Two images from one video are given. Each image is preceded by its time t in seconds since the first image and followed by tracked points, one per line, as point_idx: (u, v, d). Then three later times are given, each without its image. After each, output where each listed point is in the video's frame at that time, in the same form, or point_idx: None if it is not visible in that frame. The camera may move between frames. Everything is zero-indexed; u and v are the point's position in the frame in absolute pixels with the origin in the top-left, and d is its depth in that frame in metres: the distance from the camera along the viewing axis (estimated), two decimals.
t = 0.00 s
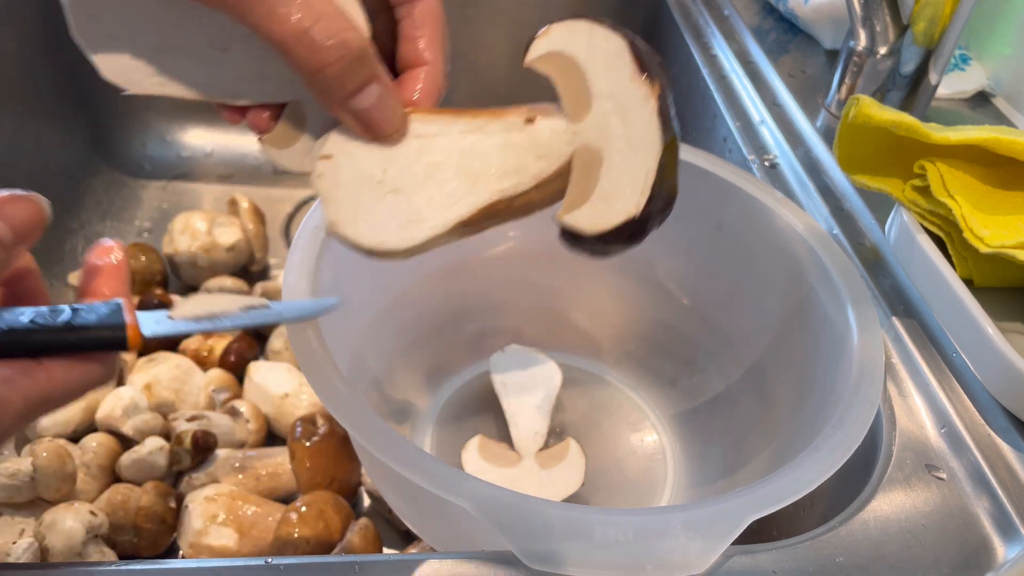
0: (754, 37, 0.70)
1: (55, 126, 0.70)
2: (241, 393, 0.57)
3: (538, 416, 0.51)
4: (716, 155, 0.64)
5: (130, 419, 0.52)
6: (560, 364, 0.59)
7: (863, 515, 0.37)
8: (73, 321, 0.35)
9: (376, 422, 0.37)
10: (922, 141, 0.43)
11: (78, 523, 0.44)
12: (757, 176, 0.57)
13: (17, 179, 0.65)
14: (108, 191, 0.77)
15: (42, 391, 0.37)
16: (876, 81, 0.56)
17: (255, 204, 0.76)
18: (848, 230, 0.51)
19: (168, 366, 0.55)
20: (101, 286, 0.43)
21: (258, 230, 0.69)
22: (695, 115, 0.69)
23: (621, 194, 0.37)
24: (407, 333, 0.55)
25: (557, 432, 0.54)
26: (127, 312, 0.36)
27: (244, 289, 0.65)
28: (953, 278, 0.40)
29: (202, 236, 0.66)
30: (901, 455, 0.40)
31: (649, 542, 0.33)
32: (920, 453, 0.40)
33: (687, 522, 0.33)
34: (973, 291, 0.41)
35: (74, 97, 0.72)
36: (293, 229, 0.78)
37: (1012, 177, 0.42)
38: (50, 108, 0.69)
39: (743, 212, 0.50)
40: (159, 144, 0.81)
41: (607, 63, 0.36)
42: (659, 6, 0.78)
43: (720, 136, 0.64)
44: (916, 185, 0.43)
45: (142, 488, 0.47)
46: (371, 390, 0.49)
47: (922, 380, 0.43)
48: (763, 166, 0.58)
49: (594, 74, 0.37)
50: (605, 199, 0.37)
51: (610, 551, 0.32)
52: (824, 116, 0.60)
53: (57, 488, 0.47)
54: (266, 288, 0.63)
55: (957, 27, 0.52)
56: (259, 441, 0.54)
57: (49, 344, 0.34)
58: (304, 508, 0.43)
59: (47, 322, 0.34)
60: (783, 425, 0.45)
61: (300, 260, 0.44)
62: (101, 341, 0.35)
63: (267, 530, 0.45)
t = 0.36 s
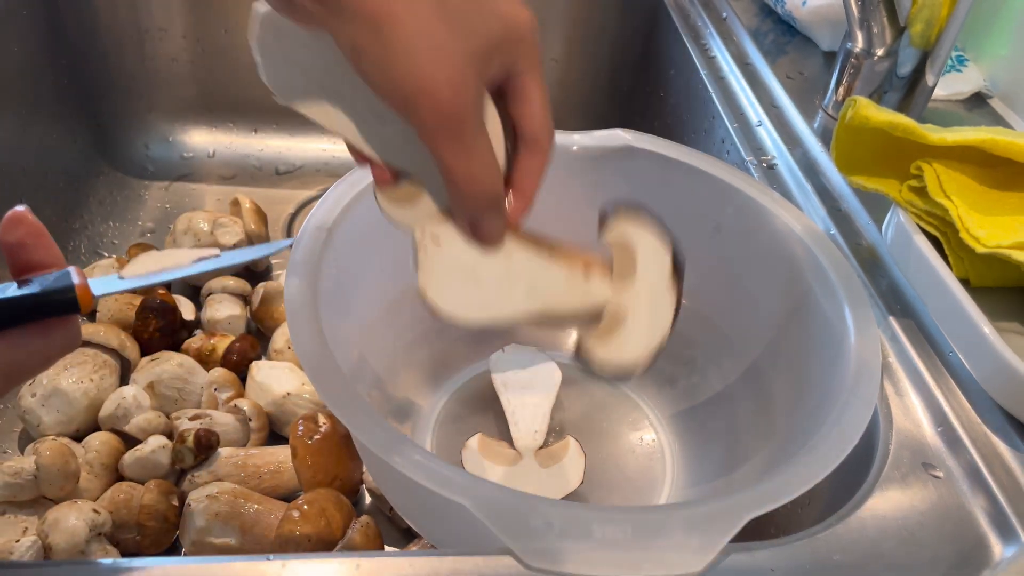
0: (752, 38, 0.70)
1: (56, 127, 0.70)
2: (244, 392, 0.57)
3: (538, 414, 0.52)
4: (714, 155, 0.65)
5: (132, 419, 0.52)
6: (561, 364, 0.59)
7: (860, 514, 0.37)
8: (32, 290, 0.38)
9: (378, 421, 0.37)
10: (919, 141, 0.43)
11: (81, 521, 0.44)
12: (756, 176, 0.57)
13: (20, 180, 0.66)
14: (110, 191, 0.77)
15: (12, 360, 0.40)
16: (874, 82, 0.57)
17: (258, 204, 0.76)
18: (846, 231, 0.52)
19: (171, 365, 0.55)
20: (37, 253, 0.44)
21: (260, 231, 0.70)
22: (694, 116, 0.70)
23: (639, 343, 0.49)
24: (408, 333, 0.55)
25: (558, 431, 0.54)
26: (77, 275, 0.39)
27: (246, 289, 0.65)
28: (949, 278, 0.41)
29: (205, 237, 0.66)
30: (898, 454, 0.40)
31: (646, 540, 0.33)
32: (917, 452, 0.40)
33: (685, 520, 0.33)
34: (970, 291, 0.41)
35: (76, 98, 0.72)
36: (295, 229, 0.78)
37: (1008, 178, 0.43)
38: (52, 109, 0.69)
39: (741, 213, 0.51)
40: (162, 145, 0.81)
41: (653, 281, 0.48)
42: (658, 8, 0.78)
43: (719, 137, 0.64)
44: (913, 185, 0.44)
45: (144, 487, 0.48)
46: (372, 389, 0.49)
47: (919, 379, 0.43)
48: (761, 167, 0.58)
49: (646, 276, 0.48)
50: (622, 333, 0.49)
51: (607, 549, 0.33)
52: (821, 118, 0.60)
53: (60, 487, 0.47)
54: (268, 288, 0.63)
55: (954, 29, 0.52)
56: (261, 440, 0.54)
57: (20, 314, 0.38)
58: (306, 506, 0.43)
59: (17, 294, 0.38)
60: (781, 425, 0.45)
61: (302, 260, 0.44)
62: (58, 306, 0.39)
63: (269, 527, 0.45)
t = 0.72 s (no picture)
0: (752, 38, 0.70)
1: (56, 126, 0.70)
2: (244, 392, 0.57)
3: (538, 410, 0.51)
4: (715, 155, 0.65)
5: (132, 420, 0.52)
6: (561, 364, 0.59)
7: (860, 514, 0.37)
8: (57, 316, 0.36)
9: (377, 421, 0.37)
10: (919, 141, 0.43)
11: (80, 522, 0.44)
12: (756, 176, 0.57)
13: (20, 179, 0.66)
14: (110, 191, 0.77)
15: (34, 387, 0.38)
16: (874, 82, 0.57)
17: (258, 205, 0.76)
18: (846, 230, 0.52)
19: (171, 365, 0.55)
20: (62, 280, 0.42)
21: (260, 231, 0.70)
22: (694, 116, 0.70)
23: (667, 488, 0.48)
24: (408, 333, 0.55)
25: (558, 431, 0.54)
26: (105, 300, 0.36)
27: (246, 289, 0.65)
28: (950, 278, 0.40)
29: (204, 237, 0.66)
30: (898, 454, 0.40)
31: (645, 541, 0.33)
32: (917, 452, 0.40)
33: (683, 521, 0.33)
34: (970, 290, 0.41)
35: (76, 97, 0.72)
36: (295, 229, 0.78)
37: (1008, 177, 0.43)
38: (52, 108, 0.69)
39: (741, 214, 0.51)
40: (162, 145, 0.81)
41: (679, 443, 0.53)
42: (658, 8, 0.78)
43: (719, 137, 0.64)
44: (913, 185, 0.44)
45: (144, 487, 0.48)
46: (372, 389, 0.49)
47: (919, 379, 0.43)
48: (762, 167, 0.58)
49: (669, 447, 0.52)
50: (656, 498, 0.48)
51: (607, 550, 0.33)
52: (821, 117, 0.60)
53: (60, 487, 0.47)
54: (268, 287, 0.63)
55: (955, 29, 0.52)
56: (261, 440, 0.54)
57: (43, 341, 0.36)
58: (306, 506, 0.43)
59: (40, 320, 0.36)
60: (781, 425, 0.45)
61: (302, 261, 0.44)
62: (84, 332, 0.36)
63: (269, 528, 0.45)
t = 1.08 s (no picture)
0: (752, 38, 0.70)
1: (57, 127, 0.70)
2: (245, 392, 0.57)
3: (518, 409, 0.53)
4: (714, 155, 0.65)
5: (132, 420, 0.52)
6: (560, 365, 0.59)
7: (860, 514, 0.37)
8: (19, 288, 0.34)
9: (378, 421, 0.37)
10: (919, 141, 0.43)
11: (81, 522, 0.44)
12: (756, 176, 0.57)
13: (20, 179, 0.66)
14: (110, 191, 0.77)
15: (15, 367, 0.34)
16: (874, 82, 0.57)
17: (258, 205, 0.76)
18: (846, 231, 0.52)
19: (171, 365, 0.55)
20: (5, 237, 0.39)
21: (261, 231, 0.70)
22: (694, 116, 0.70)
23: (644, 440, 0.50)
24: (408, 334, 0.55)
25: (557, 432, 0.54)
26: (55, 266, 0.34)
27: (246, 289, 0.65)
28: (950, 278, 0.40)
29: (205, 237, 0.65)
30: (898, 454, 0.40)
31: (643, 541, 0.33)
32: (917, 452, 0.40)
33: (680, 521, 0.33)
34: (970, 290, 0.41)
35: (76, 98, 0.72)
36: (296, 229, 0.78)
37: (1008, 177, 0.43)
38: (53, 109, 0.69)
39: (741, 214, 0.51)
40: (162, 145, 0.81)
41: (595, 396, 0.53)
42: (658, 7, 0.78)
43: (719, 137, 0.64)
44: (913, 185, 0.44)
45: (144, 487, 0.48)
46: (372, 389, 0.49)
47: (919, 379, 0.43)
48: (762, 167, 0.58)
49: (600, 409, 0.52)
50: (644, 454, 0.49)
51: (605, 551, 0.33)
52: (821, 118, 0.60)
53: (60, 487, 0.47)
54: (268, 288, 0.63)
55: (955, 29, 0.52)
56: (261, 440, 0.54)
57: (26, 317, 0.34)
58: (306, 506, 0.43)
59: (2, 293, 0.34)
60: (781, 426, 0.45)
61: (302, 261, 0.44)
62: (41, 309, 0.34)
63: (269, 528, 0.45)
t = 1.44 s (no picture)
0: (752, 38, 0.70)
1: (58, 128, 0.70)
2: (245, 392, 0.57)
3: (506, 405, 0.53)
4: (714, 155, 0.65)
5: (132, 419, 0.52)
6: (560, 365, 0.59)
7: (860, 514, 0.37)
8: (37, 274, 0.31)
9: (377, 421, 0.37)
10: (919, 141, 0.43)
11: (81, 522, 0.44)
12: (756, 176, 0.57)
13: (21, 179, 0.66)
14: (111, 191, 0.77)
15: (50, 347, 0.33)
16: (874, 82, 0.57)
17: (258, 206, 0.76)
18: (846, 231, 0.52)
19: (171, 365, 0.55)
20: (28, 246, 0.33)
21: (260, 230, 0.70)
22: (694, 116, 0.70)
23: (654, 442, 0.51)
24: (409, 334, 0.55)
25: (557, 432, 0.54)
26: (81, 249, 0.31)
27: (246, 289, 0.65)
28: (950, 278, 0.40)
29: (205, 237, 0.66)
30: (898, 454, 0.40)
31: (642, 541, 0.33)
32: (917, 451, 0.40)
33: (679, 521, 0.33)
34: (970, 290, 0.41)
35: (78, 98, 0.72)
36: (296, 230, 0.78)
37: (1007, 178, 0.43)
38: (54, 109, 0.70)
39: (742, 214, 0.51)
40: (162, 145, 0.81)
41: (601, 405, 0.53)
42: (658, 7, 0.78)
43: (719, 137, 0.64)
44: (913, 185, 0.44)
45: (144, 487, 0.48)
46: (372, 390, 0.49)
47: (919, 379, 0.43)
48: (762, 167, 0.58)
49: (608, 418, 0.52)
50: (653, 457, 0.50)
51: (605, 551, 0.33)
52: (821, 117, 0.60)
53: (60, 487, 0.47)
54: (268, 288, 0.63)
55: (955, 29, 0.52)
56: (261, 440, 0.54)
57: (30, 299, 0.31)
58: (306, 506, 0.43)
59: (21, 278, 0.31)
60: (782, 426, 0.45)
61: (302, 261, 0.44)
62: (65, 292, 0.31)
63: (270, 527, 0.45)
